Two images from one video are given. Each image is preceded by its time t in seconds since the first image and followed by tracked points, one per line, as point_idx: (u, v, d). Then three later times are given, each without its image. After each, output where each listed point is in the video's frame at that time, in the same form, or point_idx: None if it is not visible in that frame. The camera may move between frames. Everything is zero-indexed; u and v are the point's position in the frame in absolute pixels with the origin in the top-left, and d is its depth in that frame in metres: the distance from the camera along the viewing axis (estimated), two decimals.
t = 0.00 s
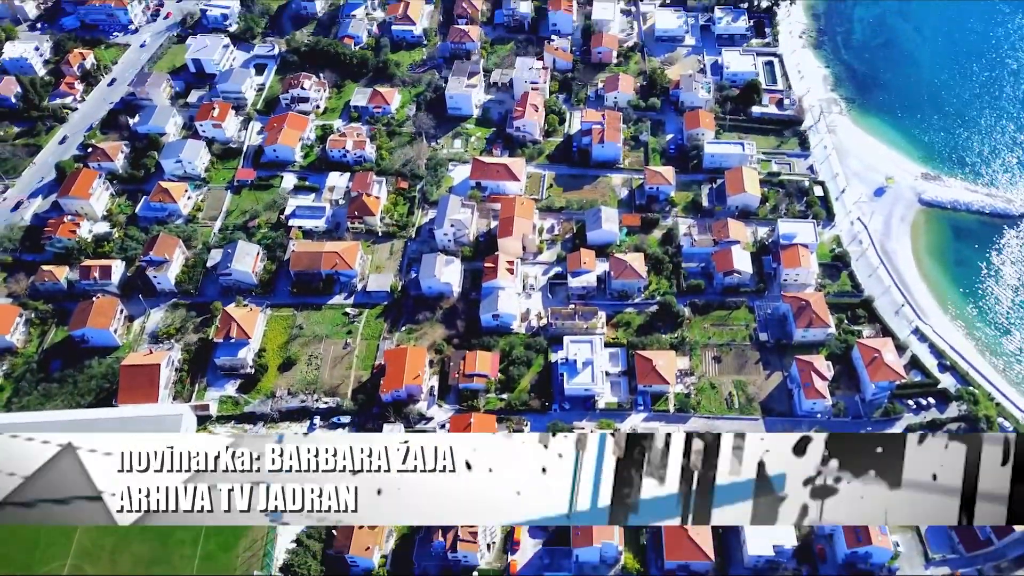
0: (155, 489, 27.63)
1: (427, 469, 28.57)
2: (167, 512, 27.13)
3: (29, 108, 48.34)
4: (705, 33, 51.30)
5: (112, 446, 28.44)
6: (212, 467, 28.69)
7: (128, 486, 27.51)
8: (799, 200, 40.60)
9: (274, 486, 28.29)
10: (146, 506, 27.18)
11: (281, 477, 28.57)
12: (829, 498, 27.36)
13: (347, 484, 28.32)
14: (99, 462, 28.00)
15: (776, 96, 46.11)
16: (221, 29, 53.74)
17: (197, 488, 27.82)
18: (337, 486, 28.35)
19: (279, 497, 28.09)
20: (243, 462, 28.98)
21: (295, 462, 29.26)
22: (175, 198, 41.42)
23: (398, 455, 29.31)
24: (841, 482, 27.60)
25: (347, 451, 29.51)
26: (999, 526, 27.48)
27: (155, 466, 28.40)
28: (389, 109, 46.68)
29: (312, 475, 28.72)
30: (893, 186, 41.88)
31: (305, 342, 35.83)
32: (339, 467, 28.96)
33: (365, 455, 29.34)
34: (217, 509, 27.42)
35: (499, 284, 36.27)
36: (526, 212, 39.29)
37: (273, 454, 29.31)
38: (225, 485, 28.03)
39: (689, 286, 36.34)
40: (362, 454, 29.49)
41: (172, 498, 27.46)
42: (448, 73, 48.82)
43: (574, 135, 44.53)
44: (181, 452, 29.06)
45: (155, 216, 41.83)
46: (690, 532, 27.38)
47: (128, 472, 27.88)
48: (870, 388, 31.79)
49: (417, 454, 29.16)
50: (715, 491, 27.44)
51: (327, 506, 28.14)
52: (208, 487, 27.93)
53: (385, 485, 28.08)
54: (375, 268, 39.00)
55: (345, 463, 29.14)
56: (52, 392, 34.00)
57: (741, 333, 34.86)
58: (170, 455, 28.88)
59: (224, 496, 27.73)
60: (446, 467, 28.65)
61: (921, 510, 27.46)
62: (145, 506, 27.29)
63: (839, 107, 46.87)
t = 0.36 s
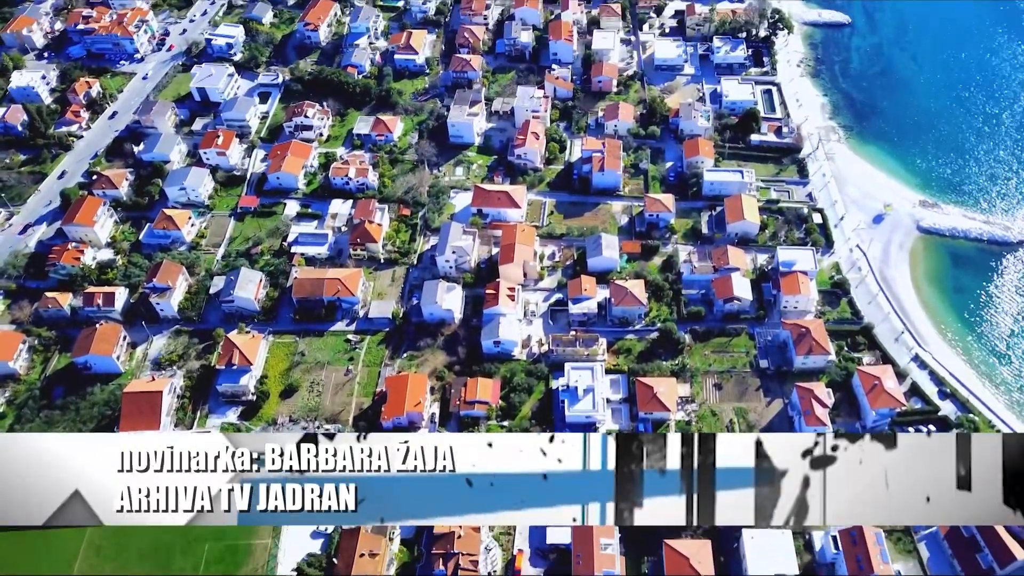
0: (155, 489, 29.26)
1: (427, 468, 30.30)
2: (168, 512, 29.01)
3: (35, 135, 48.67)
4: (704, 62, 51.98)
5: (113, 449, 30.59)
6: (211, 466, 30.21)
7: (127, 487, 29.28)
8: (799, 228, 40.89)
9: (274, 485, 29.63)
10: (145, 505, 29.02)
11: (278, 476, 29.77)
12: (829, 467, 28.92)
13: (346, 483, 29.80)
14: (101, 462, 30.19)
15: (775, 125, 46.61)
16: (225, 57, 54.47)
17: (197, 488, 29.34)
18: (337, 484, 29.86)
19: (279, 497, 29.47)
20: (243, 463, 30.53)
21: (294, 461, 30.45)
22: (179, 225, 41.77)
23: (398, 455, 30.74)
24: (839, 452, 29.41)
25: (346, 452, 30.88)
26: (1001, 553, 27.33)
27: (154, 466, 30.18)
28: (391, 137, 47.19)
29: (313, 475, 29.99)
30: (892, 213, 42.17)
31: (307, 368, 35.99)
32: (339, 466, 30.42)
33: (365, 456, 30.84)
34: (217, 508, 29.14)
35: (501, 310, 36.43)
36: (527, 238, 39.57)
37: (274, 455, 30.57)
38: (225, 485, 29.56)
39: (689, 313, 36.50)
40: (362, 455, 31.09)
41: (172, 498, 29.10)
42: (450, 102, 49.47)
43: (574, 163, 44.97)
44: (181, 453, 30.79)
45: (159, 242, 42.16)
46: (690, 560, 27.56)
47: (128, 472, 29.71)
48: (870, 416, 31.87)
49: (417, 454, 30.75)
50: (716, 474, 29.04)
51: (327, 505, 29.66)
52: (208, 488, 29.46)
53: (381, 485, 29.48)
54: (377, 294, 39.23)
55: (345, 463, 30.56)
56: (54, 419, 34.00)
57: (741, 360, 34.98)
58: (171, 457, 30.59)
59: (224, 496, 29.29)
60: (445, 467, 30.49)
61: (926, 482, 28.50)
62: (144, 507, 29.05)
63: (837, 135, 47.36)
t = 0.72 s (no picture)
0: (155, 489, 29.55)
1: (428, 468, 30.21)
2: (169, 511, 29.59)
3: (40, 163, 49.41)
4: (702, 91, 52.67)
5: (113, 449, 30.31)
6: (211, 466, 30.16)
7: (127, 487, 29.53)
8: (798, 255, 41.16)
9: (273, 486, 29.63)
10: (145, 505, 29.56)
11: (278, 477, 29.74)
12: (829, 461, 29.09)
13: (346, 484, 29.74)
14: (99, 460, 30.01)
15: (774, 152, 46.91)
16: (229, 86, 55.16)
17: (196, 488, 29.59)
18: (337, 486, 29.74)
19: (279, 497, 29.66)
20: (242, 462, 30.48)
21: (294, 461, 30.45)
22: (182, 252, 42.07)
23: (399, 456, 30.52)
24: (839, 445, 29.45)
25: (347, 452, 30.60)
26: None
27: (154, 465, 30.11)
28: (393, 165, 47.67)
29: (312, 476, 29.82)
30: (890, 241, 42.46)
31: (308, 396, 36.11)
32: (339, 467, 30.24)
33: (365, 455, 30.47)
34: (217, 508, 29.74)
35: (502, 337, 36.62)
36: (529, 265, 39.85)
37: (273, 454, 30.67)
38: (224, 485, 29.60)
39: (689, 340, 36.67)
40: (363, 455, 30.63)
41: (171, 498, 29.47)
42: (452, 130, 50.06)
43: (575, 191, 45.36)
44: (181, 451, 30.57)
45: (162, 269, 42.42)
46: None
47: (128, 472, 29.66)
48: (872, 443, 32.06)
49: (417, 455, 30.54)
50: (717, 471, 28.92)
51: (328, 505, 29.83)
52: (207, 487, 29.70)
53: (381, 485, 29.46)
54: (378, 321, 39.40)
55: (346, 463, 30.34)
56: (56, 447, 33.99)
57: (742, 387, 35.11)
58: (170, 455, 30.46)
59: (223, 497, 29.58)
60: (446, 467, 30.33)
61: (926, 473, 28.74)
62: (145, 506, 29.61)
63: (836, 163, 47.83)
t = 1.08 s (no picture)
0: (155, 489, 28.95)
1: (427, 467, 29.79)
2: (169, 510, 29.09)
3: (45, 188, 49.83)
4: (702, 117, 53.21)
5: (113, 449, 29.63)
6: (212, 466, 29.60)
7: (128, 487, 28.95)
8: (798, 279, 41.38)
9: (273, 486, 29.27)
10: (145, 505, 28.94)
11: (279, 477, 29.33)
12: (829, 455, 28.66)
13: (347, 485, 29.51)
14: (99, 460, 29.30)
15: (773, 178, 47.22)
16: (233, 112, 55.77)
17: (196, 488, 29.18)
18: (338, 486, 29.46)
19: (279, 498, 29.47)
20: (243, 462, 29.77)
21: (295, 461, 29.80)
22: (185, 277, 42.27)
23: (400, 456, 30.11)
24: (838, 439, 29.09)
25: (348, 453, 30.34)
26: None
27: (154, 465, 29.32)
28: (395, 190, 48.06)
29: (312, 475, 29.42)
30: (890, 266, 42.64)
31: (310, 421, 36.18)
32: (339, 467, 29.91)
33: (365, 455, 30.22)
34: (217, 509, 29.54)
35: (502, 361, 36.76)
36: (529, 290, 40.10)
37: (271, 454, 29.99)
38: (224, 486, 29.23)
39: (690, 365, 36.84)
40: (362, 455, 30.29)
41: (171, 499, 28.95)
42: (454, 155, 50.52)
43: (575, 215, 45.68)
44: (181, 451, 29.68)
45: (164, 294, 42.60)
46: None
47: (128, 472, 29.04)
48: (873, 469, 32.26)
49: (417, 455, 30.11)
50: (717, 467, 28.49)
51: (328, 505, 29.61)
52: (207, 488, 29.27)
53: (381, 485, 29.26)
54: (379, 345, 39.51)
55: (346, 463, 30.06)
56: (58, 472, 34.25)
57: (742, 413, 35.19)
58: (170, 454, 29.56)
59: (223, 498, 29.43)
60: (446, 466, 29.85)
61: (926, 463, 28.60)
62: (144, 506, 28.99)
63: (835, 188, 48.18)
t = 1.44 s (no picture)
0: (155, 490, 29.59)
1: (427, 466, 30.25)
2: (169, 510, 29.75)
3: (49, 216, 50.24)
4: (701, 145, 53.77)
5: (112, 448, 29.79)
6: (211, 467, 29.83)
7: (128, 488, 29.44)
8: (797, 306, 41.58)
9: (274, 485, 29.68)
10: (146, 505, 29.70)
11: (278, 478, 29.67)
12: (829, 449, 28.78)
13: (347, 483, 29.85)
14: (98, 460, 29.55)
15: (772, 206, 47.62)
16: (237, 140, 56.43)
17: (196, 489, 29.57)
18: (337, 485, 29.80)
19: (280, 497, 29.86)
20: (243, 462, 30.01)
21: (295, 461, 30.03)
22: (187, 304, 42.52)
23: (399, 457, 30.48)
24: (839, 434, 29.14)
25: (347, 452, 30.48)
26: None
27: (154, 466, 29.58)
28: (397, 218, 48.46)
29: (313, 476, 29.68)
30: (889, 293, 42.84)
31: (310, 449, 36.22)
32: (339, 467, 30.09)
33: (365, 455, 30.50)
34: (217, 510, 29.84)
35: (503, 389, 36.85)
36: (530, 317, 40.29)
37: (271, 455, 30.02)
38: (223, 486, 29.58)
39: (691, 392, 36.94)
40: (362, 455, 30.60)
41: (171, 499, 29.59)
42: (455, 183, 50.98)
43: (576, 242, 46.01)
44: (181, 451, 29.89)
45: (167, 321, 42.84)
46: None
47: (128, 472, 29.33)
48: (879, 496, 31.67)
49: (417, 454, 30.55)
50: (717, 464, 28.50)
51: (328, 505, 30.03)
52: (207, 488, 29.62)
53: (382, 485, 29.74)
54: (380, 372, 39.62)
55: (346, 463, 30.23)
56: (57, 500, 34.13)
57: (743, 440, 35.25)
58: (169, 454, 29.74)
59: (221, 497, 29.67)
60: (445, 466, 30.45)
61: (925, 455, 28.63)
62: (145, 506, 29.75)
63: (833, 216, 48.54)
